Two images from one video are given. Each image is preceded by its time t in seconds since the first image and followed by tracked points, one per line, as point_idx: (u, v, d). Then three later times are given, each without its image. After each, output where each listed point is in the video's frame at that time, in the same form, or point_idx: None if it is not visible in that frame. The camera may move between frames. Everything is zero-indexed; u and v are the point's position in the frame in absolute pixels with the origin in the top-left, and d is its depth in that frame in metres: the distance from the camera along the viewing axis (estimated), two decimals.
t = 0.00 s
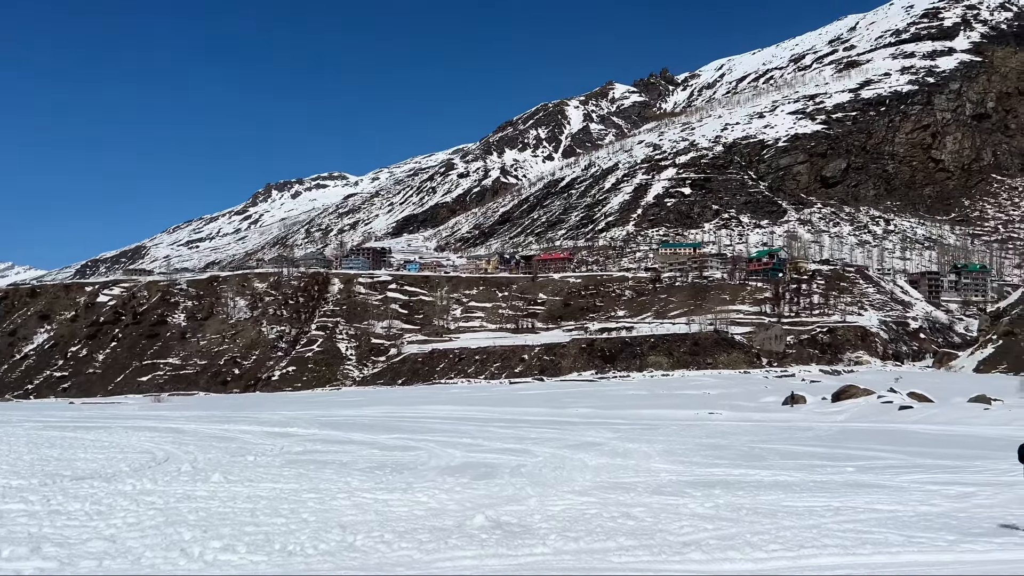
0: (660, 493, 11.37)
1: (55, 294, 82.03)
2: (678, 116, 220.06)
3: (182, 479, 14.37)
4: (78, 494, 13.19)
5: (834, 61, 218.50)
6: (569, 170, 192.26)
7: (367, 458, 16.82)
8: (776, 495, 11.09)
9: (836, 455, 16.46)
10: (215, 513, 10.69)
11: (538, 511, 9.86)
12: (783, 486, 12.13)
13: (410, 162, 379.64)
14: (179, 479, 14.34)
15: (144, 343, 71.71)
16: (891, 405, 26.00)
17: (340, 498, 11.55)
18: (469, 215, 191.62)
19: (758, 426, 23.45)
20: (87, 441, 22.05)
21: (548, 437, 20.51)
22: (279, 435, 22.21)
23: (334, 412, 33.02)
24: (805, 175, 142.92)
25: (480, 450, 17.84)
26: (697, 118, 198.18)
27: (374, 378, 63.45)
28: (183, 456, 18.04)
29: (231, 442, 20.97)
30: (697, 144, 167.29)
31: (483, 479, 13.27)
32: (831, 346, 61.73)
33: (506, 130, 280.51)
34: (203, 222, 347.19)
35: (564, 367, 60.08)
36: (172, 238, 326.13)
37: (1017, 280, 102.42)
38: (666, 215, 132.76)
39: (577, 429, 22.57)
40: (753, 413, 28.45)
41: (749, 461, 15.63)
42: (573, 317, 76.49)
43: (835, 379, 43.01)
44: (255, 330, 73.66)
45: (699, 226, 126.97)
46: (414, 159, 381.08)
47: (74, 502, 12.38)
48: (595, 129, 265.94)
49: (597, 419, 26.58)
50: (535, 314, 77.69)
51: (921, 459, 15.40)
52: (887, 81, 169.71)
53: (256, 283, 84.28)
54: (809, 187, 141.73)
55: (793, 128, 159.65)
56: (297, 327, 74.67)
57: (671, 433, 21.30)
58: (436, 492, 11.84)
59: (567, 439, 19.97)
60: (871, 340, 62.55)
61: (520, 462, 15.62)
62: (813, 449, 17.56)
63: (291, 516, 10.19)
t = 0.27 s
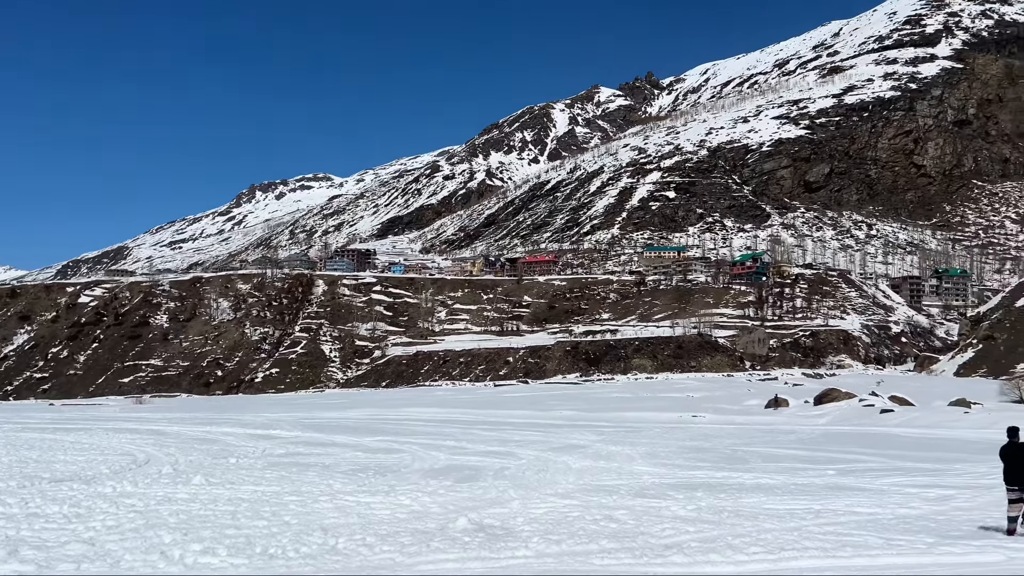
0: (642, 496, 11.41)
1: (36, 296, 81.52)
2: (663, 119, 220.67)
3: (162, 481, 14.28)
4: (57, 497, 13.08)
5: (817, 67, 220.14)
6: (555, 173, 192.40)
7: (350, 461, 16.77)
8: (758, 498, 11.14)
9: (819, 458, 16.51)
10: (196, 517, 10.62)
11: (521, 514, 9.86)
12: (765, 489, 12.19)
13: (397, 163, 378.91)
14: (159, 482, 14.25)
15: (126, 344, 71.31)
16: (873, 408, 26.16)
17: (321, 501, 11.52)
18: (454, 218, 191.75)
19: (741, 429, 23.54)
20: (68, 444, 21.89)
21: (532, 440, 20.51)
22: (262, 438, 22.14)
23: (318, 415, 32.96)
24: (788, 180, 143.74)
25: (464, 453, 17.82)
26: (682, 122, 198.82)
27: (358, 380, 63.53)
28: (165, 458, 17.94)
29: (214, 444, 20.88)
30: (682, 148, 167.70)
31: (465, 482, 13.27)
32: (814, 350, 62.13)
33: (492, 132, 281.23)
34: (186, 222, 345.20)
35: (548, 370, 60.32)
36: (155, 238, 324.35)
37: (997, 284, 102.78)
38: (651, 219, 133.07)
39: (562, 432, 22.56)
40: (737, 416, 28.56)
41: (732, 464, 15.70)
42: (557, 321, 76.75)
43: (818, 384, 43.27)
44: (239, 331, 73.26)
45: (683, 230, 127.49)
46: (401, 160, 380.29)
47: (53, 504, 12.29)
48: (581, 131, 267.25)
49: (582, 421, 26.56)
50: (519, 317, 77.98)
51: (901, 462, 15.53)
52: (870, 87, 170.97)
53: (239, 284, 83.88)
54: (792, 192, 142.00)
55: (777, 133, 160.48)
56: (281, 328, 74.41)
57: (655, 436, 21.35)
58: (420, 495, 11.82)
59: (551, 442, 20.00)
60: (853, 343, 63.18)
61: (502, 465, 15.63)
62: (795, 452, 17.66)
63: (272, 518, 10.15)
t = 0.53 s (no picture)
0: (623, 498, 11.43)
1: (13, 295, 80.66)
2: (646, 123, 221.69)
3: (142, 483, 14.14)
4: (34, 498, 12.92)
5: (800, 72, 221.90)
6: (539, 175, 192.57)
7: (332, 462, 16.67)
8: (739, 500, 11.20)
9: (799, 460, 16.62)
10: (175, 518, 10.56)
11: (502, 515, 9.88)
12: (746, 491, 12.26)
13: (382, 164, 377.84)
14: (139, 484, 14.12)
15: (105, 344, 70.84)
16: (852, 411, 26.43)
17: (302, 503, 11.44)
18: (438, 219, 191.77)
19: (723, 431, 23.66)
20: (44, 445, 21.60)
21: (515, 441, 20.50)
22: (242, 439, 21.99)
23: (299, 415, 32.79)
24: (770, 184, 144.43)
25: (446, 454, 17.79)
26: (666, 125, 199.65)
27: (340, 382, 63.62)
28: (144, 460, 17.75)
29: (194, 446, 20.72)
30: (665, 151, 168.26)
31: (447, 484, 13.25)
32: (795, 353, 62.64)
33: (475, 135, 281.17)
34: (167, 221, 342.58)
35: (531, 372, 60.42)
36: (136, 237, 321.71)
37: (975, 289, 104.84)
38: (633, 221, 133.51)
39: (544, 434, 22.60)
40: (718, 418, 28.74)
41: (713, 466, 15.78)
42: (540, 323, 77.15)
43: (798, 386, 43.53)
44: (219, 331, 73.14)
45: (666, 233, 127.95)
46: (386, 160, 379.00)
47: (30, 506, 12.12)
48: (565, 134, 268.91)
49: (564, 423, 26.60)
50: (503, 319, 78.43)
51: (881, 465, 15.65)
52: (851, 92, 172.00)
53: (221, 284, 83.53)
54: (774, 196, 142.88)
55: (760, 137, 161.24)
56: (262, 329, 74.32)
57: (637, 438, 21.43)
58: (401, 498, 11.77)
59: (533, 444, 20.02)
60: (833, 347, 63.78)
61: (485, 466, 15.62)
62: (775, 454, 17.79)
63: (253, 521, 10.08)
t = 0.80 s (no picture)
0: (604, 500, 11.46)
1: None
2: (627, 125, 223.06)
3: (117, 485, 13.99)
4: (8, 500, 12.75)
5: (779, 76, 224.07)
6: (520, 176, 193.09)
7: (311, 464, 16.59)
8: (717, 502, 11.28)
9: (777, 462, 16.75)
10: (151, 520, 10.44)
11: (483, 517, 9.87)
12: (725, 493, 12.30)
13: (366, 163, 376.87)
14: (114, 485, 13.95)
15: (81, 343, 70.43)
16: (830, 413, 26.74)
17: (281, 504, 11.37)
18: (419, 219, 192.12)
19: (701, 432, 23.84)
20: (18, 445, 21.33)
21: (495, 443, 20.51)
22: (220, 440, 21.85)
23: (277, 416, 32.67)
24: (750, 187, 146.99)
25: (426, 456, 17.74)
26: (646, 128, 200.83)
27: (320, 382, 63.70)
28: (119, 460, 17.58)
29: (170, 447, 20.55)
30: (645, 154, 169.10)
31: (428, 486, 13.20)
32: (773, 356, 63.15)
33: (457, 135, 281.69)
34: (145, 220, 339.89)
35: (511, 373, 60.42)
36: (114, 236, 318.96)
37: (950, 292, 106.05)
38: (614, 223, 134.07)
39: (524, 435, 22.67)
40: (698, 420, 28.96)
41: (691, 468, 15.88)
42: (520, 324, 77.73)
43: (775, 388, 43.93)
44: (197, 331, 73.22)
45: (646, 235, 128.63)
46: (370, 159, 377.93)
47: (3, 509, 11.94)
48: (546, 137, 271.09)
49: (544, 425, 26.69)
50: (484, 319, 79.01)
51: (857, 466, 15.84)
52: (829, 97, 173.42)
53: (199, 284, 83.57)
54: (753, 200, 145.07)
55: (739, 141, 162.37)
56: (240, 330, 74.59)
57: (616, 440, 21.54)
58: (380, 499, 11.74)
59: (514, 446, 20.05)
60: (811, 350, 64.40)
61: (465, 468, 15.60)
62: (753, 456, 17.93)
63: (230, 523, 10.00)
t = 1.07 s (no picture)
0: (581, 500, 11.48)
1: None
2: (607, 127, 223.88)
3: (89, 486, 13.80)
4: None
5: (757, 80, 225.83)
6: (499, 177, 192.99)
7: (287, 465, 16.48)
8: (694, 502, 11.34)
9: (753, 463, 16.86)
10: (124, 522, 10.33)
11: (460, 518, 9.83)
12: (701, 494, 12.37)
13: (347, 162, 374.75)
14: (86, 486, 13.77)
15: (53, 342, 69.91)
16: (805, 415, 27.01)
17: (256, 506, 11.27)
18: (398, 219, 191.81)
19: (678, 433, 23.96)
20: None
21: (473, 444, 20.48)
22: (194, 440, 21.66)
23: (253, 416, 32.43)
24: (727, 190, 146.05)
25: (404, 457, 17.69)
26: (625, 130, 201.45)
27: (296, 383, 63.37)
28: (91, 461, 17.37)
29: (143, 447, 20.34)
30: (624, 155, 169.38)
31: (406, 487, 13.15)
32: (749, 357, 63.58)
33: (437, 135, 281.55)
34: (120, 218, 336.51)
35: (490, 374, 60.78)
36: (88, 234, 315.23)
37: (925, 295, 109.34)
38: (592, 225, 134.24)
39: (501, 436, 22.65)
40: (675, 422, 29.10)
41: (668, 469, 15.95)
42: (499, 324, 77.84)
43: (751, 389, 44.22)
44: (172, 331, 72.60)
45: (625, 236, 128.85)
46: (352, 158, 375.66)
47: None
48: (526, 138, 272.47)
49: (521, 426, 26.72)
50: (462, 320, 79.08)
51: (833, 467, 15.98)
52: (807, 101, 174.63)
53: (174, 282, 82.81)
54: (730, 203, 144.69)
55: (717, 143, 162.72)
56: (216, 329, 74.08)
57: (593, 441, 21.57)
58: (356, 500, 11.67)
59: (491, 447, 20.03)
60: (787, 351, 64.97)
61: (443, 469, 15.56)
62: (730, 457, 18.03)
63: (205, 524, 9.91)
